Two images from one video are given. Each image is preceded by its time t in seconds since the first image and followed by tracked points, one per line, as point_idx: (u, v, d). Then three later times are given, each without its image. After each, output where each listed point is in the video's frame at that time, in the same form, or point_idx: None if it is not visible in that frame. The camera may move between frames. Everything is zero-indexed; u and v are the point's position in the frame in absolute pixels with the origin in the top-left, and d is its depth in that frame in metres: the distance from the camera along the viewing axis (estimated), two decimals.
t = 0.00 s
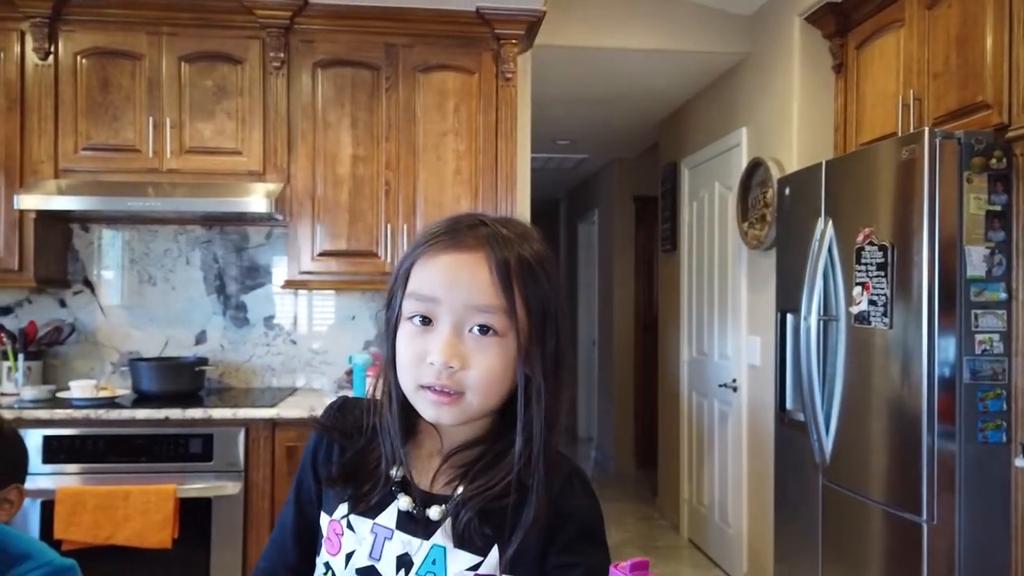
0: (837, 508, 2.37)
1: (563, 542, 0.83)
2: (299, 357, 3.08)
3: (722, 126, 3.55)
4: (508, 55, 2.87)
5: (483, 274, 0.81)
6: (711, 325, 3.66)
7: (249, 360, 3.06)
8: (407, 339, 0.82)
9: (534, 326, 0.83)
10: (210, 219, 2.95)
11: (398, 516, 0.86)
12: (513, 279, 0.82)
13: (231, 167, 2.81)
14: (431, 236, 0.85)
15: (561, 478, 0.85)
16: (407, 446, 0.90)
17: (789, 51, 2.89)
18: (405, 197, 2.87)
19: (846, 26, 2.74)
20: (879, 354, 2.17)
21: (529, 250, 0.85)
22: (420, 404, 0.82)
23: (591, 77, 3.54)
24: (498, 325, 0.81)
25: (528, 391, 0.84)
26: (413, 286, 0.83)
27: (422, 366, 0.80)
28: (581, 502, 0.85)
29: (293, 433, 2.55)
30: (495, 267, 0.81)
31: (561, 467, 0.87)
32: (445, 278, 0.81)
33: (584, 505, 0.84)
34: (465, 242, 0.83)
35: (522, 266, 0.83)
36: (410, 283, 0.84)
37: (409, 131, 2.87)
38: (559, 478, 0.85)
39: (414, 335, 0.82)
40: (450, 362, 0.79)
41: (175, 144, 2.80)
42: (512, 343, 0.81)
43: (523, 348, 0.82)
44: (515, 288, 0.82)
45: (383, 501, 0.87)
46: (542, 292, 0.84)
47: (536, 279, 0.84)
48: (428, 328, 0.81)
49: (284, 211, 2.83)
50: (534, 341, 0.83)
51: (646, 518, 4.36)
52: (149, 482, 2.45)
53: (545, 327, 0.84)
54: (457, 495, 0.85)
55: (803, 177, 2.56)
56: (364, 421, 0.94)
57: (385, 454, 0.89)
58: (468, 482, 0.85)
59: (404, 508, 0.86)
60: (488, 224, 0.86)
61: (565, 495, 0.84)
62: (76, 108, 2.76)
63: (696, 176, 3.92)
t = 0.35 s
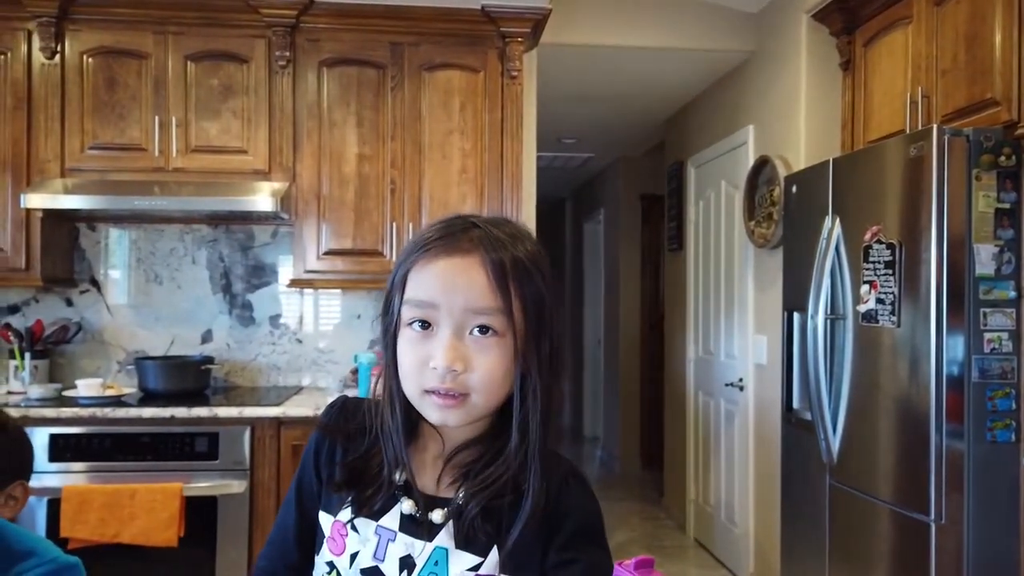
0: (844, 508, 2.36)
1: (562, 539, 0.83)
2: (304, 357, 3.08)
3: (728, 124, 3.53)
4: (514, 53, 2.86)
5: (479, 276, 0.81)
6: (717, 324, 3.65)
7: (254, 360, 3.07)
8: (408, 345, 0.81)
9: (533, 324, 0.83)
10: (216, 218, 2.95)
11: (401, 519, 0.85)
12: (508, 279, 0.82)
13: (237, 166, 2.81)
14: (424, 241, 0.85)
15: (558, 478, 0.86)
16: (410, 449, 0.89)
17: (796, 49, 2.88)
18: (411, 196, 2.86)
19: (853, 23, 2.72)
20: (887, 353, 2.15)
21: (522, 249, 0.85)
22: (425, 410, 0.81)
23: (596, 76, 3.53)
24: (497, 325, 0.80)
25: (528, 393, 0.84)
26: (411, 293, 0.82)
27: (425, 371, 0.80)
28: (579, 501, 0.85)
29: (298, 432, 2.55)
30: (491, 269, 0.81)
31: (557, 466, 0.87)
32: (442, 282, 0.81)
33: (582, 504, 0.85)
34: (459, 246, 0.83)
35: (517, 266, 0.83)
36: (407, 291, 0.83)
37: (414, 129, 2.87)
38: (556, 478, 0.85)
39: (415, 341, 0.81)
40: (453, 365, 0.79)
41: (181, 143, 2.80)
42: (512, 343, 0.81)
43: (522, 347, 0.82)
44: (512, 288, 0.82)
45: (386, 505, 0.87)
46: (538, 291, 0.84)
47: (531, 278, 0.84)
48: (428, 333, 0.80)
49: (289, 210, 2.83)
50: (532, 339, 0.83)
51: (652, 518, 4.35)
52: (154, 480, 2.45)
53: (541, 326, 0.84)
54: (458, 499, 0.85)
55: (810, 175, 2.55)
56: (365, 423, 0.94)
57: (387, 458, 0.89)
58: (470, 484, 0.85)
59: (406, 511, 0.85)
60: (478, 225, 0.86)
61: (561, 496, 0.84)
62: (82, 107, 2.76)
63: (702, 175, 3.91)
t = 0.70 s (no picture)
0: (850, 508, 2.34)
1: (556, 541, 0.81)
2: (308, 356, 3.07)
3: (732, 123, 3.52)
4: (518, 51, 2.85)
5: (460, 284, 0.81)
6: (721, 324, 3.63)
7: (258, 359, 3.06)
8: (397, 357, 0.82)
9: (518, 327, 0.84)
10: (219, 217, 2.95)
11: (396, 520, 0.85)
12: (489, 286, 0.82)
13: (240, 165, 2.81)
14: (404, 255, 0.85)
15: (549, 485, 0.85)
16: (406, 453, 0.89)
17: (801, 47, 2.86)
18: (414, 194, 2.86)
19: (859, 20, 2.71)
20: (893, 352, 2.14)
21: (501, 255, 0.85)
22: (419, 419, 0.82)
23: (600, 74, 3.52)
24: (482, 330, 0.81)
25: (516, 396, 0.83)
26: (395, 306, 0.83)
27: (416, 381, 0.80)
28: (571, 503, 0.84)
29: (301, 431, 2.55)
30: (470, 277, 0.82)
31: (548, 473, 0.87)
32: (424, 293, 0.81)
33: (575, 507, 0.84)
34: (437, 257, 0.83)
35: (496, 273, 0.83)
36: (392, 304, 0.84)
37: (417, 128, 2.86)
38: (548, 483, 0.86)
39: (404, 352, 0.82)
40: (442, 374, 0.79)
41: (184, 141, 2.80)
42: (499, 347, 0.82)
43: (509, 351, 0.82)
44: (492, 293, 0.82)
45: (381, 507, 0.86)
46: (520, 295, 0.84)
47: (512, 282, 0.84)
48: (416, 344, 0.81)
49: (293, 209, 2.82)
50: (517, 340, 0.83)
51: (656, 517, 4.34)
52: (158, 479, 2.45)
53: (526, 330, 0.84)
54: (454, 501, 0.85)
55: (816, 173, 2.53)
56: (362, 425, 0.93)
57: (382, 460, 0.88)
58: (465, 486, 0.85)
59: (403, 512, 0.85)
60: (456, 235, 0.86)
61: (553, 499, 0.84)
62: (85, 106, 2.76)
63: (706, 173, 3.89)
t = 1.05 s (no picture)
0: (856, 510, 2.33)
1: (543, 532, 0.86)
2: (312, 357, 3.07)
3: (737, 123, 3.51)
4: (522, 52, 2.85)
5: (455, 283, 0.82)
6: (726, 325, 3.62)
7: (262, 360, 3.06)
8: (387, 353, 0.82)
9: (507, 329, 0.85)
10: (223, 218, 2.95)
11: (387, 526, 0.87)
12: (481, 285, 0.83)
13: (245, 166, 2.81)
14: (399, 254, 0.86)
15: (530, 479, 0.89)
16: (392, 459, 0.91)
17: (806, 46, 2.86)
18: (418, 195, 2.86)
19: (864, 21, 2.70)
20: (899, 354, 2.13)
21: (495, 260, 0.87)
22: (406, 415, 0.82)
23: (604, 75, 3.51)
24: (474, 329, 0.82)
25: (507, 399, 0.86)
26: (388, 302, 0.83)
27: (405, 376, 0.81)
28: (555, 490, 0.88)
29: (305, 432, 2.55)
30: (465, 276, 0.83)
31: (529, 471, 0.90)
32: (418, 289, 0.82)
33: (559, 496, 0.88)
34: (433, 256, 0.84)
35: (490, 274, 0.85)
36: (384, 300, 0.84)
37: (422, 129, 2.86)
38: (531, 479, 0.89)
39: (395, 349, 0.82)
40: (433, 368, 0.80)
41: (188, 142, 2.80)
42: (489, 345, 0.83)
43: (497, 352, 0.84)
44: (486, 294, 0.83)
45: (372, 513, 0.88)
46: (510, 298, 0.86)
47: (504, 286, 0.86)
48: (407, 339, 0.81)
49: (297, 210, 2.82)
50: (505, 342, 0.84)
51: (660, 519, 4.33)
52: (162, 481, 2.45)
53: (514, 331, 0.86)
54: (443, 503, 0.87)
55: (821, 173, 2.52)
56: (348, 434, 0.94)
57: (369, 468, 0.89)
58: (452, 487, 0.87)
59: (393, 518, 0.87)
60: (451, 237, 0.87)
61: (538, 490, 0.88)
62: (90, 107, 2.76)
63: (711, 174, 3.89)
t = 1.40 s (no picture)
0: (860, 512, 2.32)
1: (530, 532, 0.85)
2: (314, 357, 3.07)
3: (740, 124, 3.50)
4: (525, 52, 2.84)
5: (473, 285, 0.82)
6: (729, 326, 3.61)
7: (265, 360, 3.06)
8: (400, 352, 0.82)
9: (518, 333, 0.85)
10: (226, 218, 2.95)
11: (387, 530, 0.86)
12: (498, 289, 0.84)
13: (247, 166, 2.80)
14: (414, 253, 0.86)
15: (519, 475, 0.89)
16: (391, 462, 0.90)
17: (809, 46, 2.85)
18: (421, 196, 2.85)
19: (868, 20, 2.69)
20: (903, 355, 2.12)
21: (509, 265, 0.87)
22: (416, 414, 0.81)
23: (607, 75, 3.51)
24: (489, 332, 0.82)
25: (512, 405, 0.87)
26: (402, 301, 0.83)
27: (419, 375, 0.80)
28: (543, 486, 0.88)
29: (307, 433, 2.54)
30: (483, 278, 0.83)
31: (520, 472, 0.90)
32: (436, 289, 0.82)
33: (548, 492, 0.88)
34: (451, 256, 0.84)
35: (505, 277, 0.85)
36: (398, 299, 0.84)
37: (424, 129, 2.85)
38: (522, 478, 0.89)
39: (408, 347, 0.81)
40: (449, 369, 0.79)
41: (191, 143, 2.79)
42: (502, 349, 0.83)
43: (508, 355, 0.84)
44: (501, 297, 0.84)
45: (371, 518, 0.87)
46: (522, 302, 0.86)
47: (517, 291, 0.86)
48: (422, 338, 0.81)
49: (299, 210, 2.82)
50: (516, 346, 0.85)
51: (663, 520, 4.32)
52: (164, 481, 2.44)
53: (525, 335, 0.86)
54: (440, 506, 0.87)
55: (825, 173, 2.51)
56: (344, 439, 0.94)
57: (368, 473, 0.89)
58: (450, 490, 0.87)
59: (393, 521, 0.87)
60: (468, 241, 0.87)
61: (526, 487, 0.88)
62: (92, 108, 2.76)
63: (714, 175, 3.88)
